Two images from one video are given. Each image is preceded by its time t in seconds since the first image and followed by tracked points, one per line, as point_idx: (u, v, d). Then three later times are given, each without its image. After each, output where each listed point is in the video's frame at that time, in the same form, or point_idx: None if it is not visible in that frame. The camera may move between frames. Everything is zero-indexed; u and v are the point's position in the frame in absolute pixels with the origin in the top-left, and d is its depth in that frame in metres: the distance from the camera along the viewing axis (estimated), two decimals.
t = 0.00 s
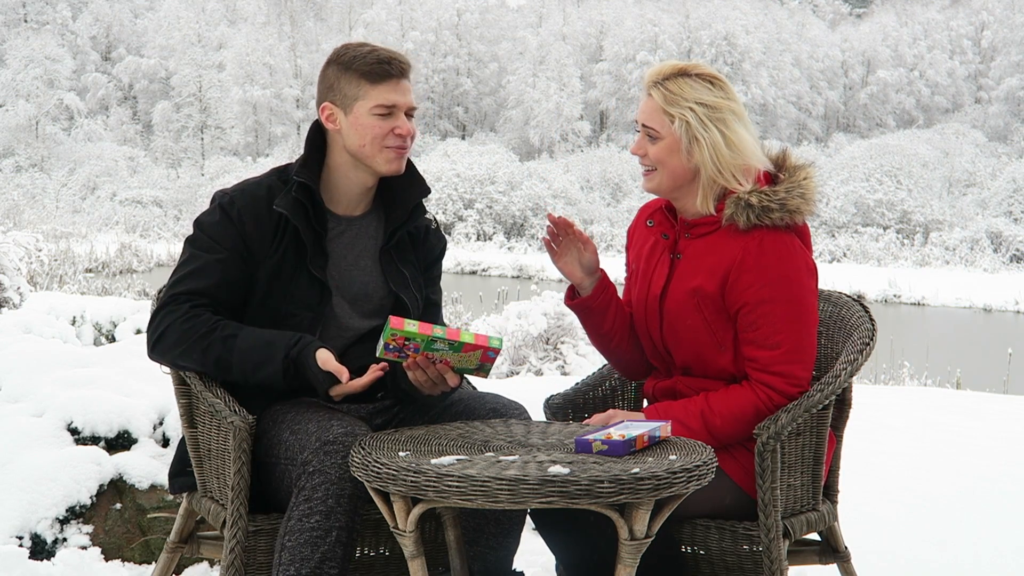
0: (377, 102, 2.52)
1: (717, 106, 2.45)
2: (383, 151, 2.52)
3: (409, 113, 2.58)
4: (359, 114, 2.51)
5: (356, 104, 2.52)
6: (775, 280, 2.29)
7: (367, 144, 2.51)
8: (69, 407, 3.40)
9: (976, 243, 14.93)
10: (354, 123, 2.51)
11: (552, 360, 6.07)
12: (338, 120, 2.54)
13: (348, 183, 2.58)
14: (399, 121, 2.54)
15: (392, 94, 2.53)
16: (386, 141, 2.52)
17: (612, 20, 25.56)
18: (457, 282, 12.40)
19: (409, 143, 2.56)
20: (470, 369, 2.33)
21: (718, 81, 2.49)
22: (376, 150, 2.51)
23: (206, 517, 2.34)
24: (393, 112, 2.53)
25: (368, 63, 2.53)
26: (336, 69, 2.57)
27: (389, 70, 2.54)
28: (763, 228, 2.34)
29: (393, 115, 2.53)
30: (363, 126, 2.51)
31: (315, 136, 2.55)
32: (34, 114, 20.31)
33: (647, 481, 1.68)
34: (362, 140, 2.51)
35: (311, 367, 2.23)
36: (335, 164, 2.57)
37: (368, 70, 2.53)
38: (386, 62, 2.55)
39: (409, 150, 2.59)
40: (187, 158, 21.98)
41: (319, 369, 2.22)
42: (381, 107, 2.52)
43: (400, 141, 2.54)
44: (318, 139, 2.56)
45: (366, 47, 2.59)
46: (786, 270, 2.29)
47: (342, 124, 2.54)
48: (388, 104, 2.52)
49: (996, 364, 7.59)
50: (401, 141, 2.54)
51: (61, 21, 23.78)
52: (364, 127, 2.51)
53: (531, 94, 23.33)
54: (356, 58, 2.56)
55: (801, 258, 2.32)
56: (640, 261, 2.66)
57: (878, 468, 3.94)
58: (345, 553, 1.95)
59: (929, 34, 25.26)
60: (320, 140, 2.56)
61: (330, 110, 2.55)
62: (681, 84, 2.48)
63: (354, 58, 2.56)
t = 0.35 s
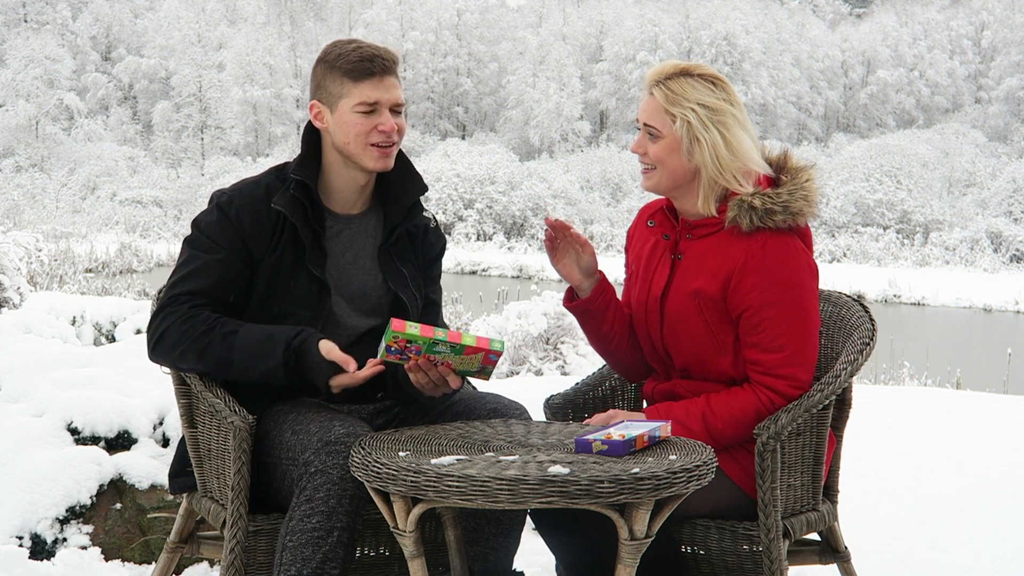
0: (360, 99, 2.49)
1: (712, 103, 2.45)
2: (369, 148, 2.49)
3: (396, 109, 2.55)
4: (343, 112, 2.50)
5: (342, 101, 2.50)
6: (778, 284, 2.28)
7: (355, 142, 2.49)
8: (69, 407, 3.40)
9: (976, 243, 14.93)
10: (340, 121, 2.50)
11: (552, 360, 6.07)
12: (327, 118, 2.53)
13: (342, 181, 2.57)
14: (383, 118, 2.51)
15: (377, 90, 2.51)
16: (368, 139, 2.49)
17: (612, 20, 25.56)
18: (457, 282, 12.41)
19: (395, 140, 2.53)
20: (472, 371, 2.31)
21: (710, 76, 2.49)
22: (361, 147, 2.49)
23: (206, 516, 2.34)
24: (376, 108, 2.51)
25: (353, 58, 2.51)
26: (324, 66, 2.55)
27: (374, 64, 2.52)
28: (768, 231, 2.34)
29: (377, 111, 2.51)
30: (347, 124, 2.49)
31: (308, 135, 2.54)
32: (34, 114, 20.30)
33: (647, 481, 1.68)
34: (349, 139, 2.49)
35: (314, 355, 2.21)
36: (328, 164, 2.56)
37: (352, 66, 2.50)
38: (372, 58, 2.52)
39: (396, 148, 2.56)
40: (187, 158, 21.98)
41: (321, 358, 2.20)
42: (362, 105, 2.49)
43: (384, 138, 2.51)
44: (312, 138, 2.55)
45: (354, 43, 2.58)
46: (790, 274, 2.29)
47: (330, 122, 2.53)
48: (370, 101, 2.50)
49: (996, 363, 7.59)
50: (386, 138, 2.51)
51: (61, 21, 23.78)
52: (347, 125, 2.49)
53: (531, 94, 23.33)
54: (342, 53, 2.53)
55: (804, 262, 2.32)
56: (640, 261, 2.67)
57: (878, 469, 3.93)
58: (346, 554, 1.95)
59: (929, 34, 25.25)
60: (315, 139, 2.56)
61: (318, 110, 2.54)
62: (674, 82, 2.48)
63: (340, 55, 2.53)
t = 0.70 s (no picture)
0: (361, 124, 2.45)
1: (719, 118, 2.44)
2: (364, 173, 2.48)
3: (398, 137, 2.50)
4: (342, 130, 2.47)
5: (344, 118, 2.47)
6: (774, 274, 2.31)
7: (351, 161, 2.47)
8: (69, 407, 3.40)
9: (976, 243, 14.93)
10: (337, 138, 2.48)
11: (552, 360, 6.07)
12: (329, 125, 2.51)
13: (334, 187, 2.57)
14: (381, 147, 2.47)
15: (381, 119, 2.45)
16: (366, 164, 2.47)
17: (613, 20, 25.58)
18: (457, 282, 12.41)
19: (389, 169, 2.50)
20: (491, 356, 2.34)
21: (718, 91, 2.47)
22: (358, 170, 2.48)
23: (206, 516, 2.34)
24: (374, 136, 2.47)
25: (364, 80, 2.44)
26: (337, 73, 2.50)
27: (384, 90, 2.44)
28: (761, 220, 2.37)
29: (376, 139, 2.47)
30: (344, 143, 2.47)
31: (307, 135, 2.52)
32: (34, 114, 20.30)
33: (647, 480, 1.68)
34: (346, 156, 2.48)
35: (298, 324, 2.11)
36: (324, 167, 2.55)
37: (360, 89, 2.44)
38: (384, 85, 2.44)
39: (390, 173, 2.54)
40: (186, 158, 22.00)
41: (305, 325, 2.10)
42: (362, 129, 2.46)
43: (379, 167, 2.48)
44: (311, 139, 2.53)
45: (371, 58, 2.51)
46: (785, 263, 2.32)
47: (331, 131, 2.50)
48: (371, 128, 2.46)
49: (997, 364, 7.59)
50: (380, 166, 2.48)
51: (61, 21, 23.77)
52: (345, 145, 2.47)
53: (531, 94, 23.34)
54: (355, 69, 2.47)
55: (797, 249, 2.35)
56: (631, 256, 2.66)
57: (878, 468, 3.94)
58: (347, 554, 1.94)
59: (929, 34, 25.28)
60: (314, 139, 2.54)
61: (322, 114, 2.51)
62: (685, 88, 2.45)
63: (355, 70, 2.47)
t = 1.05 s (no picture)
0: (371, 148, 2.41)
1: (703, 129, 2.45)
2: (367, 193, 2.46)
3: (407, 164, 2.47)
4: (352, 151, 2.44)
5: (356, 137, 2.43)
6: (754, 262, 2.32)
7: (357, 180, 2.45)
8: (68, 407, 3.40)
9: (976, 243, 14.93)
10: (348, 158, 2.45)
11: (552, 360, 6.07)
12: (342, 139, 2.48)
13: (342, 197, 2.56)
14: (388, 172, 2.44)
15: (392, 147, 2.41)
16: (370, 187, 2.45)
17: (612, 20, 25.61)
18: (457, 281, 12.41)
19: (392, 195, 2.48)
20: (488, 359, 2.29)
21: (700, 103, 2.48)
22: (361, 190, 2.46)
23: (206, 517, 2.34)
24: (383, 161, 2.43)
25: (380, 105, 2.39)
26: (355, 90, 2.45)
27: (398, 119, 2.39)
28: (735, 210, 2.39)
29: (383, 164, 2.43)
30: (353, 164, 2.44)
31: (317, 145, 2.49)
32: (34, 114, 20.29)
33: (647, 480, 1.68)
34: (352, 174, 2.46)
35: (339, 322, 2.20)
36: (333, 175, 2.54)
37: (376, 114, 2.39)
38: (401, 115, 2.40)
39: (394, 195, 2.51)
40: (187, 158, 22.02)
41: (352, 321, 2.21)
42: (371, 154, 2.42)
43: (382, 191, 2.46)
44: (322, 148, 2.51)
45: (392, 83, 2.46)
46: (764, 249, 2.33)
47: (343, 145, 2.48)
48: (380, 154, 2.42)
49: (997, 364, 7.58)
50: (383, 190, 2.46)
51: (61, 21, 23.78)
52: (354, 166, 2.44)
53: (531, 94, 23.34)
54: (373, 93, 2.42)
55: (773, 236, 2.36)
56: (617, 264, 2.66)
57: (879, 468, 3.94)
58: (347, 555, 1.95)
59: (929, 34, 25.28)
60: (326, 149, 2.52)
61: (336, 127, 2.49)
62: (668, 98, 2.46)
63: (374, 92, 2.42)
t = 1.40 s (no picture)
0: (347, 106, 2.46)
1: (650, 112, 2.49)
2: (352, 158, 2.48)
3: (385, 120, 2.52)
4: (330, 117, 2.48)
5: (331, 104, 2.48)
6: (766, 268, 2.31)
7: (340, 147, 2.47)
8: (69, 407, 3.40)
9: (976, 244, 14.93)
10: (326, 124, 2.48)
11: (552, 359, 6.07)
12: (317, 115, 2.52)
13: (328, 180, 2.56)
14: (368, 129, 2.48)
15: (366, 101, 2.47)
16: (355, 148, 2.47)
17: (612, 20, 25.62)
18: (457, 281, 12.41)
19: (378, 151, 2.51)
20: (491, 327, 2.32)
21: (711, 95, 2.50)
22: (346, 156, 2.48)
23: (206, 516, 2.34)
24: (362, 118, 2.48)
25: (347, 64, 2.46)
26: (321, 64, 2.51)
27: (368, 73, 2.46)
28: (748, 215, 2.38)
29: (362, 122, 2.48)
30: (332, 128, 2.47)
31: (296, 130, 2.52)
32: (34, 114, 20.29)
33: (647, 481, 1.68)
34: (333, 142, 2.48)
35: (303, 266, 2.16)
36: (315, 161, 2.54)
37: (344, 74, 2.46)
38: (366, 68, 2.47)
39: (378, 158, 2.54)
40: (186, 158, 22.04)
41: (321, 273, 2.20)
42: (348, 112, 2.47)
43: (367, 151, 2.49)
44: (301, 132, 2.54)
45: (350, 47, 2.52)
46: (777, 256, 2.32)
47: (320, 120, 2.51)
48: (356, 110, 2.46)
49: (997, 364, 7.59)
50: (367, 150, 2.49)
51: (61, 22, 23.78)
52: (333, 131, 2.47)
53: (531, 94, 23.35)
54: (338, 58, 2.49)
55: (787, 242, 2.35)
56: (623, 260, 2.64)
57: (877, 468, 3.94)
58: (341, 553, 1.94)
59: (929, 34, 25.29)
60: (304, 135, 2.54)
61: (310, 105, 2.53)
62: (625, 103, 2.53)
63: (337, 58, 2.49)
